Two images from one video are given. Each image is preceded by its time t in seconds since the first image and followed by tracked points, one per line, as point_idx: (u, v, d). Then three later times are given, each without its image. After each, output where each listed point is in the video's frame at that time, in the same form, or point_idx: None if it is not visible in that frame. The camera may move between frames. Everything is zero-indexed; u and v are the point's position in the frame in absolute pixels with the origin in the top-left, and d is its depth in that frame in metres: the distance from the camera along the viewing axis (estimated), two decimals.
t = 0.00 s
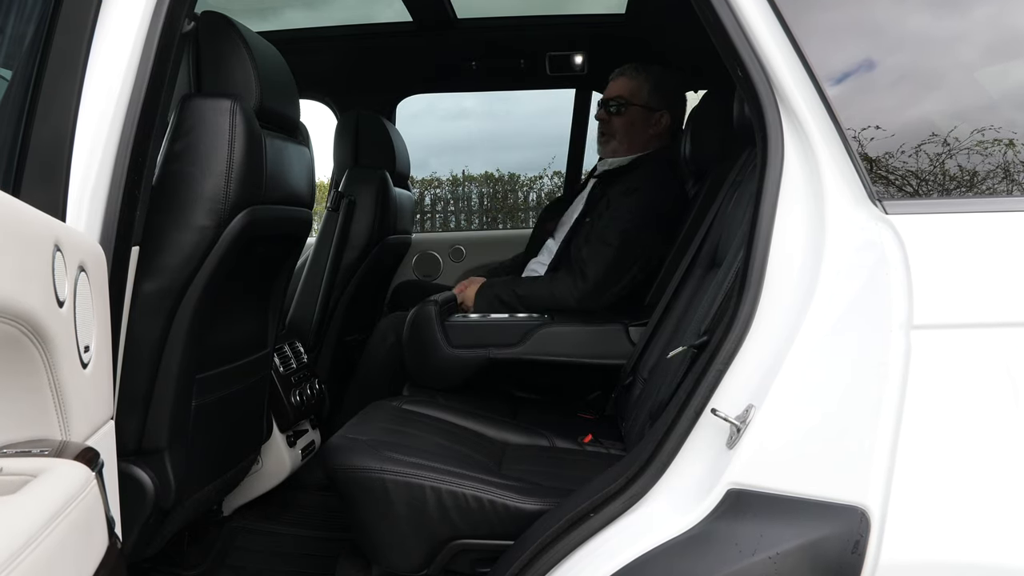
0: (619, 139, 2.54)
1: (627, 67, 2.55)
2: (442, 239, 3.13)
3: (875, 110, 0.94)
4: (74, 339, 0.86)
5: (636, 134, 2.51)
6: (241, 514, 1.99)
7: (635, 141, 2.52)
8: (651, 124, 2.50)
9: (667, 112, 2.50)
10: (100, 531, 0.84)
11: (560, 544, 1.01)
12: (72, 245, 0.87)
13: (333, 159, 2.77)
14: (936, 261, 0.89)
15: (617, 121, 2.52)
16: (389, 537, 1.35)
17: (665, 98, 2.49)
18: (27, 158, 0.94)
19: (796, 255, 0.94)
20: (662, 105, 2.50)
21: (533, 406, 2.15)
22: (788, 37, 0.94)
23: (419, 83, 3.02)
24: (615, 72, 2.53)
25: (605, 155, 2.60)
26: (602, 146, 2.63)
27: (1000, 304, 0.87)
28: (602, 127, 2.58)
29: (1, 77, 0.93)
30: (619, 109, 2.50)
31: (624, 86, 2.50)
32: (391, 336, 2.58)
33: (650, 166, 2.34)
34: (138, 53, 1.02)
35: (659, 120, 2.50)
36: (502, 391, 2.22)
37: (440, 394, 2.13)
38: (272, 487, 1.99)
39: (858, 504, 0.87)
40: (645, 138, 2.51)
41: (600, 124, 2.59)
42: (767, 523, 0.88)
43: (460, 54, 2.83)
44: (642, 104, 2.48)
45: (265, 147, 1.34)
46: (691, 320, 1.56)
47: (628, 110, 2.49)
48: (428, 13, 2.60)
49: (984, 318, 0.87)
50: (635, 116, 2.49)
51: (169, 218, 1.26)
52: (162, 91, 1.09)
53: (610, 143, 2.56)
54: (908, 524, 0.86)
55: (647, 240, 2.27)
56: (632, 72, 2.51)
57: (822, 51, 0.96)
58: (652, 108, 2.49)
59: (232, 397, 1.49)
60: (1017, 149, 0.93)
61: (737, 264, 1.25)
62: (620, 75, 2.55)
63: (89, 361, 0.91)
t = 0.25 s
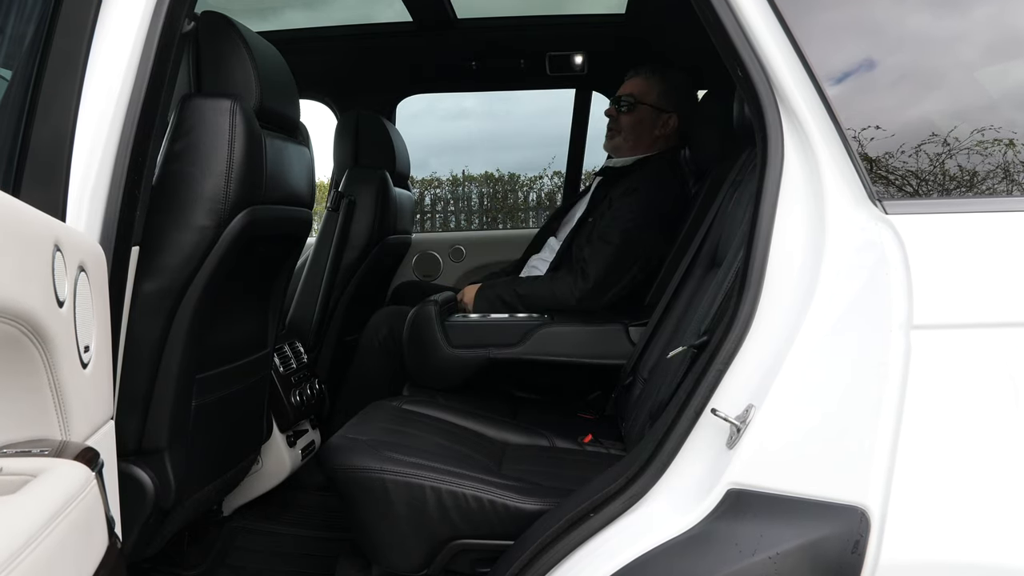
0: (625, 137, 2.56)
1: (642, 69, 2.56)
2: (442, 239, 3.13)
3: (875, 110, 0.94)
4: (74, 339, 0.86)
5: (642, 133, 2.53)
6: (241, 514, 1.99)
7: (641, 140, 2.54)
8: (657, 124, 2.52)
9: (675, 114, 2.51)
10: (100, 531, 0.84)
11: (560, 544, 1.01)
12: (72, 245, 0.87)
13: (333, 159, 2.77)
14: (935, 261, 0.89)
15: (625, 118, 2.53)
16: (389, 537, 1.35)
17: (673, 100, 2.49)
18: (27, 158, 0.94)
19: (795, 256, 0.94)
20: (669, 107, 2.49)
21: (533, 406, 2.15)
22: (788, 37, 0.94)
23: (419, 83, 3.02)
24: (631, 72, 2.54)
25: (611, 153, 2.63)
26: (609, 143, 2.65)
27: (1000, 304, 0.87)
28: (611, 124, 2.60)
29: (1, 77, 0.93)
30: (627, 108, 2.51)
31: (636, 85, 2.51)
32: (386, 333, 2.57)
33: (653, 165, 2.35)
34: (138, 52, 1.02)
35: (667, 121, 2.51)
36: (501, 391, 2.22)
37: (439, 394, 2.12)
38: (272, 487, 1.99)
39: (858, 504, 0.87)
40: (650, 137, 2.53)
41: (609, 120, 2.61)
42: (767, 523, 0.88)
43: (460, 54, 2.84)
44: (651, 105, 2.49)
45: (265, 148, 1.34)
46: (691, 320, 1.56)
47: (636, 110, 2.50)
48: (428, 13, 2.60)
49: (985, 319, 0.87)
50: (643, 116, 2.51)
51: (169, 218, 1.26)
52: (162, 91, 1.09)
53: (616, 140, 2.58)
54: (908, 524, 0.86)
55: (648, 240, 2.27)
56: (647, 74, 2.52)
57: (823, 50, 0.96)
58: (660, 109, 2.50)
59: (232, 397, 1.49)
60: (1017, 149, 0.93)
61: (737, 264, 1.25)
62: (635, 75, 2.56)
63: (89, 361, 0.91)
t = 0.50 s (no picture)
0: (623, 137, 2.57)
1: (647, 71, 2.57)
2: (442, 239, 3.13)
3: (875, 110, 0.94)
4: (74, 340, 0.86)
5: (640, 132, 2.54)
6: (241, 514, 1.99)
7: (638, 140, 2.54)
8: (655, 124, 2.52)
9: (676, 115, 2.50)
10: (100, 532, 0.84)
11: (560, 544, 1.01)
12: (72, 245, 0.87)
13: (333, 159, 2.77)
14: (935, 261, 0.89)
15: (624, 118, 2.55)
16: (389, 537, 1.35)
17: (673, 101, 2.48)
18: (27, 159, 0.94)
19: (795, 256, 0.94)
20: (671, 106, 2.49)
21: (533, 406, 2.16)
22: (788, 38, 0.94)
23: (419, 83, 3.02)
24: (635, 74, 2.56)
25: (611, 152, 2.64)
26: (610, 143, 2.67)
27: (1001, 304, 0.87)
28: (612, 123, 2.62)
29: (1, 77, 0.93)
30: (626, 106, 2.53)
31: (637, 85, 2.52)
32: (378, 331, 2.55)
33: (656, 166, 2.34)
34: (137, 52, 1.02)
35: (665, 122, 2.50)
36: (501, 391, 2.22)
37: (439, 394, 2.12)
38: (272, 487, 1.99)
39: (858, 504, 0.87)
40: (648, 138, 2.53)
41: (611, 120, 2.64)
42: (767, 524, 0.88)
43: (460, 54, 2.84)
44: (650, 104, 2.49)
45: (265, 148, 1.34)
46: (690, 320, 1.56)
47: (634, 108, 2.52)
48: (428, 13, 2.60)
49: (985, 319, 0.87)
50: (640, 115, 2.51)
51: (169, 218, 1.26)
52: (162, 92, 1.09)
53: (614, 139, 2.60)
54: (908, 524, 0.86)
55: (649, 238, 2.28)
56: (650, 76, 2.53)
57: (823, 50, 0.95)
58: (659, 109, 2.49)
59: (232, 397, 1.49)
60: (1017, 149, 0.93)
61: (737, 264, 1.25)
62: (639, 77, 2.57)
63: (89, 361, 0.91)
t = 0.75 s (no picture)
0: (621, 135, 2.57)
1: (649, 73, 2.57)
2: (441, 239, 3.12)
3: (875, 110, 0.94)
4: (74, 340, 0.86)
5: (638, 132, 2.53)
6: (241, 514, 1.98)
7: (637, 139, 2.55)
8: (654, 124, 2.52)
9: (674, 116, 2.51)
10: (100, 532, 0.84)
11: (560, 544, 1.01)
12: (72, 245, 0.87)
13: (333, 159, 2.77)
14: (935, 261, 0.89)
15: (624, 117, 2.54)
16: (389, 536, 1.35)
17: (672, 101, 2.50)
18: (27, 159, 0.94)
19: (795, 255, 0.94)
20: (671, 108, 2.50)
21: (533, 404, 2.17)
22: (788, 38, 0.94)
23: (418, 83, 3.02)
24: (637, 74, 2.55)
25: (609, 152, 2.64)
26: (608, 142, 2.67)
27: (1001, 304, 0.87)
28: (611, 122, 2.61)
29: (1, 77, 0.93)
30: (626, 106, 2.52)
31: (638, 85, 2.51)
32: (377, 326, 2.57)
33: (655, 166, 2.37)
34: (137, 52, 1.02)
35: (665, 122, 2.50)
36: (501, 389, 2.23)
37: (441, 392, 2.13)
38: (272, 487, 1.99)
39: (858, 504, 0.87)
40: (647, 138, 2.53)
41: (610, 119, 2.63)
42: (767, 523, 0.88)
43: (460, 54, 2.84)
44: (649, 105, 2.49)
45: (265, 149, 1.34)
46: (690, 320, 1.56)
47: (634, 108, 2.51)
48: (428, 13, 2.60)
49: (985, 318, 0.87)
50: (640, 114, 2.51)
51: (168, 218, 1.26)
52: (162, 91, 1.09)
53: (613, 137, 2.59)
54: (908, 524, 0.86)
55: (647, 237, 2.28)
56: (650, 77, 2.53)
57: (823, 50, 0.95)
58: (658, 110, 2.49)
59: (232, 397, 1.49)
60: (1017, 149, 0.93)
61: (737, 263, 1.25)
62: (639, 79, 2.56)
63: (89, 361, 0.91)
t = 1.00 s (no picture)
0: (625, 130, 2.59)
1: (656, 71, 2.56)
2: (441, 240, 3.15)
3: (875, 109, 0.94)
4: (74, 340, 0.86)
5: (642, 129, 2.54)
6: (241, 514, 1.98)
7: (640, 136, 2.55)
8: (657, 123, 2.51)
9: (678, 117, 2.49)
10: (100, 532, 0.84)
11: (560, 544, 1.01)
12: (72, 245, 0.87)
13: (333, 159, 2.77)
14: (935, 261, 0.89)
15: (629, 112, 2.56)
16: (388, 536, 1.35)
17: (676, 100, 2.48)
18: (27, 159, 0.94)
19: (795, 255, 0.94)
20: (675, 107, 2.49)
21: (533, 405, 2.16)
22: (788, 38, 0.94)
23: (418, 83, 3.02)
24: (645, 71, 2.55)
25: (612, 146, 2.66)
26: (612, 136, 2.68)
27: (1001, 304, 0.87)
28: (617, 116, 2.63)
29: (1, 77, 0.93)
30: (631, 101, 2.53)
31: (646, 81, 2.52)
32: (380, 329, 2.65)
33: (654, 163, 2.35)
34: (137, 51, 1.02)
35: (669, 122, 2.49)
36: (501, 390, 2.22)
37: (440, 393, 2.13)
38: (272, 487, 1.99)
39: (858, 504, 0.87)
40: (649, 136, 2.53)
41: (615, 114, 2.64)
42: (767, 524, 0.88)
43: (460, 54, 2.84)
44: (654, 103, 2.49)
45: (265, 149, 1.34)
46: (690, 320, 1.56)
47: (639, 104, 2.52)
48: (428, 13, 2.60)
49: (985, 319, 0.87)
50: (645, 111, 2.52)
51: (168, 218, 1.26)
52: (162, 91, 1.09)
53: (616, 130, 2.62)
54: (908, 524, 0.86)
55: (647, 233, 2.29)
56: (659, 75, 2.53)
57: (823, 49, 0.95)
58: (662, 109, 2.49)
59: (232, 397, 1.49)
60: (1017, 148, 0.93)
61: (737, 263, 1.25)
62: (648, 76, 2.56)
63: (89, 361, 0.91)
